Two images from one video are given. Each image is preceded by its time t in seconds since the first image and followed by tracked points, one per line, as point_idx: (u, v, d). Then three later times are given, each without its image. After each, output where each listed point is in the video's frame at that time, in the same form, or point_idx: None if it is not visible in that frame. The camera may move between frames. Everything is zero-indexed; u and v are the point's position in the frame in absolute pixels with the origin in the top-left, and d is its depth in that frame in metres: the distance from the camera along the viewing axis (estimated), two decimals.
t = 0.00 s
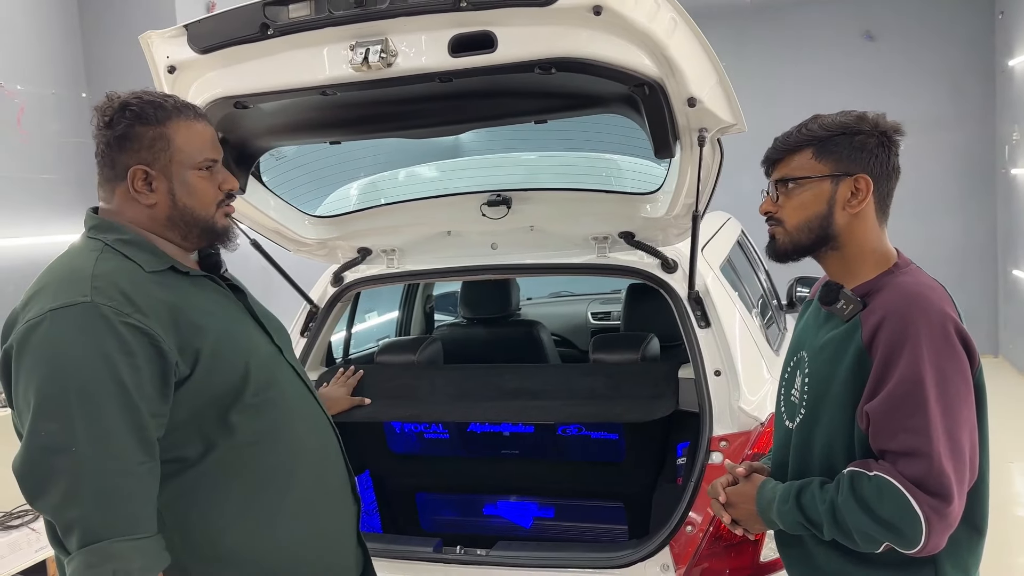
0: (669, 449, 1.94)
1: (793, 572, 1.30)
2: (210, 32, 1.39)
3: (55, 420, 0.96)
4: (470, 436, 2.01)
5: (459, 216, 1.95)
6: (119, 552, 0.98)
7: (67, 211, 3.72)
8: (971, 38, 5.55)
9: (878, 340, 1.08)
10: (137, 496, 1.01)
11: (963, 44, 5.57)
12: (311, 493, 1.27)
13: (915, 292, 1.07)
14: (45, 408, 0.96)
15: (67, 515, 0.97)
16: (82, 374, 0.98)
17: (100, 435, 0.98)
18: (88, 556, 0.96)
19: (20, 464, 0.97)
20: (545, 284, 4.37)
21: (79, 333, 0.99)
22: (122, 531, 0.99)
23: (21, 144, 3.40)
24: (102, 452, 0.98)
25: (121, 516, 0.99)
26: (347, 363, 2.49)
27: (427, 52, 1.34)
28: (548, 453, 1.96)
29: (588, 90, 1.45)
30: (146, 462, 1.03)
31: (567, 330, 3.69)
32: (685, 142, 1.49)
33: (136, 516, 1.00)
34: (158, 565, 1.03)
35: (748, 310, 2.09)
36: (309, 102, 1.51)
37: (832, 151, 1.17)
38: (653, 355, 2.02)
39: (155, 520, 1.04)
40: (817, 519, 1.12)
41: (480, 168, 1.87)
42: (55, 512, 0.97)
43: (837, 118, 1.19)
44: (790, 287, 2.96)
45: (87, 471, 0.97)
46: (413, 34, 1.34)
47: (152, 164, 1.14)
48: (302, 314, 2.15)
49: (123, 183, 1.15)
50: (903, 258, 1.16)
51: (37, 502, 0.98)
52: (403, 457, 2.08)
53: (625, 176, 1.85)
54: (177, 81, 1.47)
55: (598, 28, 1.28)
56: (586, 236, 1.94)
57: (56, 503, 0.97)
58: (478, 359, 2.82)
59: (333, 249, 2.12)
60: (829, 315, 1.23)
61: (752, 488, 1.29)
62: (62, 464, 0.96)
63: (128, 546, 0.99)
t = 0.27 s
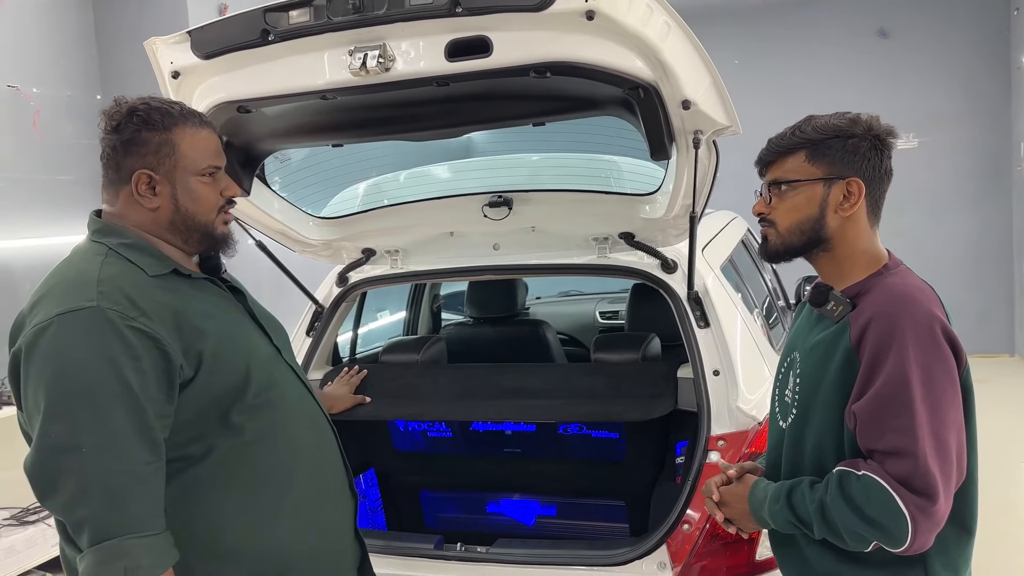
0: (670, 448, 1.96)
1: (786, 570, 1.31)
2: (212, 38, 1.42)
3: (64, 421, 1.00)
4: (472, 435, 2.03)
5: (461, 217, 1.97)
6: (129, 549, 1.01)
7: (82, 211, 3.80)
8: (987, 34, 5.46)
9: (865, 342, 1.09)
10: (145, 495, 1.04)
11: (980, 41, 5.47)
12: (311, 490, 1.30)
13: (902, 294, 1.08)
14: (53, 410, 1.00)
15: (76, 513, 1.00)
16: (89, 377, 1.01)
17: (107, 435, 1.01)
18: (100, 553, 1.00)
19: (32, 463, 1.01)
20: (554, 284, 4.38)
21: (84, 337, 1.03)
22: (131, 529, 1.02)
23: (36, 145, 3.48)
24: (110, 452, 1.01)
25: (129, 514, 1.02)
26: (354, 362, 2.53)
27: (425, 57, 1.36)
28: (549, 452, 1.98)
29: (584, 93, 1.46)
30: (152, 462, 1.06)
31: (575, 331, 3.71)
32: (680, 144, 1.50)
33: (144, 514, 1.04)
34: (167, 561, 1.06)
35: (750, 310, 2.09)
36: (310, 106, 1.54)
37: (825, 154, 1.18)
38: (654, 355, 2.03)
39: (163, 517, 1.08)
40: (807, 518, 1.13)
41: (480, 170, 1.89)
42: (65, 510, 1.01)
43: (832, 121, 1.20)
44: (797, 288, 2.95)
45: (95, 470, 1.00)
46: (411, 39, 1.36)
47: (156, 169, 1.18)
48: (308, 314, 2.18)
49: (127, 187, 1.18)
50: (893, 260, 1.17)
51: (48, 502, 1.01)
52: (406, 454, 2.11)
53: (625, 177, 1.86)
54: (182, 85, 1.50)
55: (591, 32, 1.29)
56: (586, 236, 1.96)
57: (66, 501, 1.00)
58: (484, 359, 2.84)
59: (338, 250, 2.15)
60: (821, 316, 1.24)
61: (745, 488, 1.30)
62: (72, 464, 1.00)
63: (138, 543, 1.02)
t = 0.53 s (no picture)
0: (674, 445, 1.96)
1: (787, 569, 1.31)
2: (218, 41, 1.45)
3: (81, 417, 1.01)
4: (478, 432, 2.04)
5: (466, 216, 1.99)
6: (153, 538, 1.04)
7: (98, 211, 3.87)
8: (1006, 29, 5.37)
9: (860, 339, 1.09)
10: (163, 487, 1.06)
11: (998, 36, 5.38)
12: (313, 487, 1.33)
13: (896, 292, 1.08)
14: (70, 406, 1.01)
15: (95, 507, 1.02)
16: (104, 373, 1.03)
17: (125, 429, 1.03)
18: (124, 544, 1.02)
19: (49, 459, 1.02)
20: (566, 282, 4.39)
21: (98, 334, 1.04)
22: (152, 519, 1.05)
23: (54, 146, 3.55)
24: (128, 446, 1.03)
25: (149, 506, 1.04)
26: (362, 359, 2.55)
27: (426, 58, 1.38)
28: (554, 449, 1.99)
29: (584, 92, 1.47)
30: (167, 454, 1.08)
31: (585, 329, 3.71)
32: (680, 143, 1.51)
33: (162, 505, 1.06)
34: (188, 548, 1.09)
35: (755, 308, 2.09)
36: (314, 107, 1.56)
37: (821, 153, 1.18)
38: (658, 353, 2.03)
39: (182, 507, 1.10)
40: (805, 517, 1.13)
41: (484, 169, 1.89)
42: (84, 505, 1.02)
43: (828, 121, 1.20)
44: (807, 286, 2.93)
45: (113, 464, 1.02)
46: (411, 40, 1.38)
47: (160, 170, 1.20)
48: (316, 312, 2.21)
49: (131, 187, 1.21)
50: (888, 258, 1.17)
51: (68, 497, 1.03)
52: (413, 451, 2.14)
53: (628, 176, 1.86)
54: (188, 87, 1.53)
55: (589, 32, 1.30)
56: (589, 235, 1.99)
57: (85, 496, 1.02)
58: (492, 357, 2.86)
59: (345, 249, 2.18)
60: (817, 315, 1.24)
61: (744, 488, 1.30)
62: (91, 458, 1.01)
63: (160, 533, 1.05)
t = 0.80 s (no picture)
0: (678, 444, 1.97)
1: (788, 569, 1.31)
2: (223, 43, 1.47)
3: (96, 411, 1.02)
4: (484, 430, 2.06)
5: (472, 215, 2.00)
6: (168, 529, 1.05)
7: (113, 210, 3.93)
8: None
9: (860, 336, 1.08)
10: (176, 479, 1.08)
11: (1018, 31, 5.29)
12: (318, 482, 1.35)
13: (897, 290, 1.07)
14: (85, 400, 1.02)
15: (110, 499, 1.03)
16: (118, 368, 1.04)
17: (139, 423, 1.04)
18: (138, 536, 1.03)
19: (64, 453, 1.03)
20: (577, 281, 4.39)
21: (111, 329, 1.05)
22: (165, 511, 1.06)
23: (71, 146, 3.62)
24: (142, 439, 1.04)
25: (162, 498, 1.05)
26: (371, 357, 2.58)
27: (428, 59, 1.39)
28: (560, 447, 2.00)
29: (586, 91, 1.48)
30: (180, 447, 1.09)
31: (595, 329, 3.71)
32: (682, 141, 1.51)
33: (175, 498, 1.07)
34: (200, 538, 1.10)
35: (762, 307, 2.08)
36: (319, 107, 1.58)
37: (818, 152, 1.17)
38: (664, 351, 2.03)
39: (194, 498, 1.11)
40: (806, 516, 1.12)
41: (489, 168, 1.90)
42: (98, 498, 1.03)
43: (825, 119, 1.19)
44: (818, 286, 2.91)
45: (128, 457, 1.03)
46: (413, 41, 1.39)
47: (170, 170, 1.23)
48: (324, 310, 2.23)
49: (140, 187, 1.23)
50: (886, 256, 1.16)
51: (82, 491, 1.03)
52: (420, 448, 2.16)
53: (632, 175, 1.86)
54: (194, 88, 1.55)
55: (589, 32, 1.30)
56: (595, 234, 2.00)
57: (100, 489, 1.03)
58: (500, 355, 2.88)
59: (353, 248, 2.20)
60: (817, 314, 1.24)
61: (745, 488, 1.30)
62: (105, 452, 1.02)
63: (174, 524, 1.06)
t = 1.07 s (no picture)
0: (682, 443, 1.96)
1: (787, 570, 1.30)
2: (227, 44, 1.49)
3: (98, 406, 1.04)
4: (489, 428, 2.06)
5: (476, 214, 2.01)
6: (168, 523, 1.07)
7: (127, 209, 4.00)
8: None
9: (856, 334, 1.07)
10: (176, 474, 1.09)
11: None
12: (319, 478, 1.37)
13: (893, 288, 1.06)
14: (87, 396, 1.04)
15: (110, 494, 1.05)
16: (119, 364, 1.06)
17: (140, 418, 1.06)
18: (139, 530, 1.04)
19: (66, 448, 1.05)
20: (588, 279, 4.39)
21: (112, 326, 1.07)
22: (166, 506, 1.07)
23: (85, 146, 3.68)
24: (142, 434, 1.06)
25: (163, 493, 1.07)
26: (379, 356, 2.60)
27: (428, 59, 1.40)
28: (565, 446, 2.00)
29: (586, 91, 1.48)
30: (181, 442, 1.11)
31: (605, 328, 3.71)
32: (683, 140, 1.51)
33: (175, 492, 1.09)
34: (200, 533, 1.12)
35: (768, 306, 2.07)
36: (322, 108, 1.60)
37: (815, 151, 1.17)
38: (668, 350, 2.03)
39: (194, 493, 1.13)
40: (803, 516, 1.11)
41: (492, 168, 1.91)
42: (99, 492, 1.05)
43: (821, 118, 1.19)
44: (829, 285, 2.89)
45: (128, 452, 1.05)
46: (414, 41, 1.40)
47: (181, 171, 1.24)
48: (330, 309, 2.25)
49: (151, 187, 1.24)
50: (884, 255, 1.16)
51: (84, 486, 1.06)
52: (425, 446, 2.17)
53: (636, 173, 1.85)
54: (200, 89, 1.57)
55: (587, 31, 1.31)
56: (599, 233, 2.01)
57: (101, 484, 1.05)
58: (508, 354, 2.89)
59: (359, 247, 2.22)
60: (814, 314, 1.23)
61: (743, 487, 1.29)
62: (106, 447, 1.04)
63: (174, 519, 1.08)
